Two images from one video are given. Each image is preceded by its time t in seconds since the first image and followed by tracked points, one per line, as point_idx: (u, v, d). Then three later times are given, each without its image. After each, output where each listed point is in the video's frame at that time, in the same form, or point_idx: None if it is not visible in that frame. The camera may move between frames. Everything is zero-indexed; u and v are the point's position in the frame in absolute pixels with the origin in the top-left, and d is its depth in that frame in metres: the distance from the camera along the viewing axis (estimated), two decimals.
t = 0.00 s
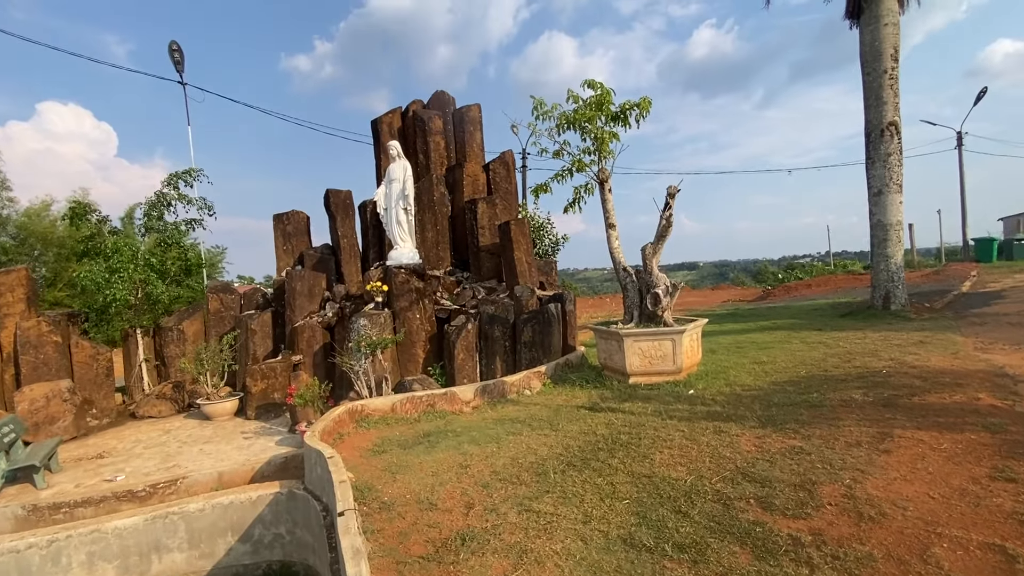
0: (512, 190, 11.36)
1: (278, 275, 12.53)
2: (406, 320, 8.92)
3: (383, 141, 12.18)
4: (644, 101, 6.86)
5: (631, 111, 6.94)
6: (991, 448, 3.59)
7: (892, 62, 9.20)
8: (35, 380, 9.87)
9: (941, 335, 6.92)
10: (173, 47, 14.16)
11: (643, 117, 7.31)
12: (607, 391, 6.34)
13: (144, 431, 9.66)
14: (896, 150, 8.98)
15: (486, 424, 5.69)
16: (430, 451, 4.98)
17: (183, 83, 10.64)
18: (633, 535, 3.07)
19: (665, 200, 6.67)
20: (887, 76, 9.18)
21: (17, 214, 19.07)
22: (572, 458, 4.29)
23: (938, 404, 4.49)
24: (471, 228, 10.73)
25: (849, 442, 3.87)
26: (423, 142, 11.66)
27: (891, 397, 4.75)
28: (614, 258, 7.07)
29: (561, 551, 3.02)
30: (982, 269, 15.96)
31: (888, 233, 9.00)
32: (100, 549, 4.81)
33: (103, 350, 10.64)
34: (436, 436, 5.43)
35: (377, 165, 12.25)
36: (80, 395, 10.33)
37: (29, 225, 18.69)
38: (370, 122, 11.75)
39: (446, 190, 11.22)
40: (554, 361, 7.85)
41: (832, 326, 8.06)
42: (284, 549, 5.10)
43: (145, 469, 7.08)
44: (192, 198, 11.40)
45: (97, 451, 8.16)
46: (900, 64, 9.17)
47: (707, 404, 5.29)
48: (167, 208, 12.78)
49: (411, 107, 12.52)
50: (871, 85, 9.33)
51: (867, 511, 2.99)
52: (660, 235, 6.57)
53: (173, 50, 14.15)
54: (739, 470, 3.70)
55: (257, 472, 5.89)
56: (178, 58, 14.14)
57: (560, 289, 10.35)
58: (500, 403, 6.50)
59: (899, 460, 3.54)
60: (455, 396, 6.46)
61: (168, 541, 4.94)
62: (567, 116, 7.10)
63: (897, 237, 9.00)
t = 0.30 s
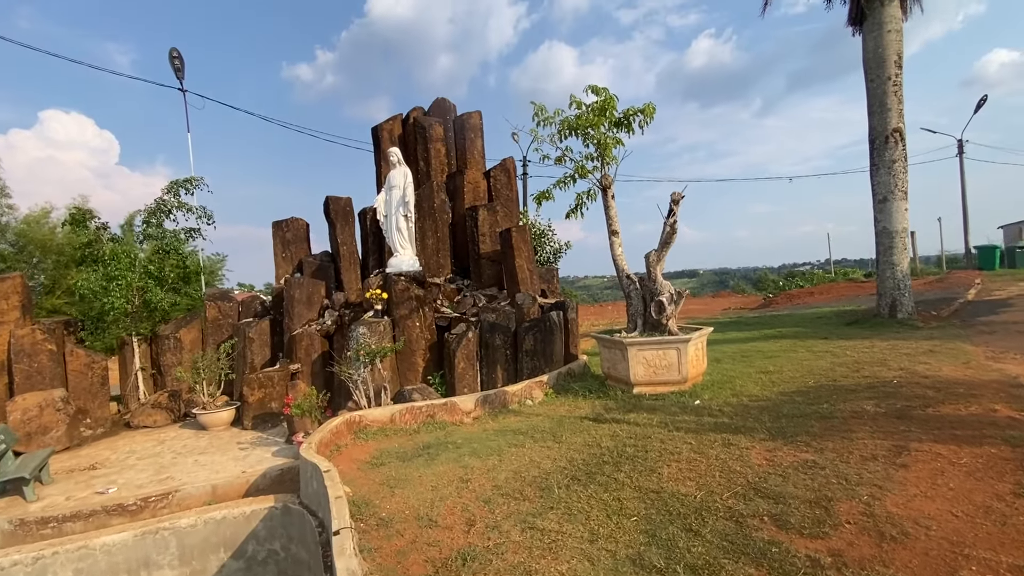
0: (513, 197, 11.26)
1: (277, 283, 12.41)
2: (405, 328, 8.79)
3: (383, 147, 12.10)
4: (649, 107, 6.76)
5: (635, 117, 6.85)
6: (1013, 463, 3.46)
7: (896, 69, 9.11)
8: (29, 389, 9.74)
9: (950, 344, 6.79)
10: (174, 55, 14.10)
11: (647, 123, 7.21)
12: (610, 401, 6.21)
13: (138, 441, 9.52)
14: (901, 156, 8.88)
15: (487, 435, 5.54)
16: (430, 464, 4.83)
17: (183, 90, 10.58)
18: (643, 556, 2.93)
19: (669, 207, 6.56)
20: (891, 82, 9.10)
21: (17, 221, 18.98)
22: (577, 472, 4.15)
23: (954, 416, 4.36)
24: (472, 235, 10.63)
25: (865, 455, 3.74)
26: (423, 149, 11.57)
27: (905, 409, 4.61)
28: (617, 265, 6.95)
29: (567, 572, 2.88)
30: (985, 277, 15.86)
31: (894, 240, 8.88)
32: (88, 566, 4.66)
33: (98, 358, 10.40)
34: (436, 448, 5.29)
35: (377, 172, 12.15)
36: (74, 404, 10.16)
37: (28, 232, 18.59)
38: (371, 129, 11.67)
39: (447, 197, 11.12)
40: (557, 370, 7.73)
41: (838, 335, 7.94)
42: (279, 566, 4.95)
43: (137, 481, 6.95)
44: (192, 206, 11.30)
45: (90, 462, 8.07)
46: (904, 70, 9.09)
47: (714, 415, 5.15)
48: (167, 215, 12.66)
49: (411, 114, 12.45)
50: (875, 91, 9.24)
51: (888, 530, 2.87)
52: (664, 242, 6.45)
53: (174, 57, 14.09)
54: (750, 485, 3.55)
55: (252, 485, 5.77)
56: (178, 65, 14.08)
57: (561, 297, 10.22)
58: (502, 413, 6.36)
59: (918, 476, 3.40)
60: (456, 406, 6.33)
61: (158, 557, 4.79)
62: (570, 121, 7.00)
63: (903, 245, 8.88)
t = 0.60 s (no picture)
0: (514, 205, 11.16)
1: (275, 292, 12.28)
2: (404, 338, 8.66)
3: (383, 156, 12.01)
4: (651, 113, 6.65)
5: (637, 123, 6.74)
6: None
7: (899, 77, 9.03)
8: (21, 399, 9.60)
9: (960, 354, 6.64)
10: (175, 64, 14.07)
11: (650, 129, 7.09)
12: (614, 413, 6.06)
13: (131, 453, 9.38)
14: (906, 164, 8.77)
15: (487, 448, 5.39)
16: (428, 479, 4.67)
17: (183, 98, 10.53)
18: None
19: (673, 214, 6.44)
20: (894, 90, 9.00)
21: (17, 230, 18.93)
22: (580, 488, 4.00)
23: (970, 429, 4.20)
24: (472, 244, 10.51)
25: (880, 471, 3.58)
26: (424, 157, 11.48)
27: (918, 422, 4.45)
28: (619, 274, 6.82)
29: None
30: (990, 286, 15.72)
31: (900, 248, 8.75)
32: None
33: (92, 368, 10.37)
34: (434, 462, 5.13)
35: (377, 181, 12.06)
36: (67, 415, 10.03)
37: (28, 241, 18.52)
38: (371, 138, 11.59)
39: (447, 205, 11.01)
40: (558, 381, 7.59)
41: (845, 345, 7.79)
42: None
43: (128, 495, 6.83)
44: (192, 215, 11.20)
45: (80, 474, 8.10)
46: (907, 78, 9.00)
47: (721, 428, 5.00)
48: (165, 223, 12.55)
49: (411, 123, 12.38)
50: (879, 99, 9.15)
51: (910, 554, 2.73)
52: (668, 250, 6.33)
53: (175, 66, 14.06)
54: (761, 502, 3.40)
55: (244, 500, 5.63)
56: (178, 74, 14.04)
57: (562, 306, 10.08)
58: (502, 425, 6.21)
59: (938, 493, 3.26)
60: (455, 418, 6.18)
61: None
62: (572, 128, 6.89)
63: (909, 253, 8.74)
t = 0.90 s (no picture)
0: (513, 215, 11.08)
1: (273, 303, 12.17)
2: (402, 349, 8.55)
3: (383, 166, 11.95)
4: (651, 121, 6.57)
5: (636, 131, 6.66)
6: None
7: (900, 85, 8.96)
8: (14, 412, 9.46)
9: (968, 365, 6.51)
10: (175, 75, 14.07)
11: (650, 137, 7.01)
12: (615, 426, 5.93)
13: (124, 466, 9.29)
14: (908, 173, 8.68)
15: (485, 463, 5.25)
16: (423, 495, 4.54)
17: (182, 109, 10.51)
18: None
19: (674, 223, 6.35)
20: (895, 99, 8.93)
21: (17, 241, 18.91)
22: (580, 505, 3.87)
23: (982, 442, 4.07)
24: (471, 254, 10.42)
25: (890, 486, 3.45)
26: (423, 167, 11.42)
27: (928, 435, 4.32)
28: (620, 283, 6.72)
29: None
30: (994, 295, 15.59)
31: (904, 257, 8.63)
32: None
33: (86, 380, 10.34)
34: (430, 477, 5.00)
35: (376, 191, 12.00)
36: (61, 428, 10.02)
37: (27, 251, 18.47)
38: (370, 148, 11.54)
39: (447, 215, 10.92)
40: (559, 393, 7.45)
41: (849, 355, 7.66)
42: None
43: (118, 510, 6.79)
44: (186, 223, 11.11)
45: (70, 489, 8.12)
46: (908, 87, 8.94)
47: (725, 441, 4.87)
48: (161, 233, 12.47)
49: (411, 133, 12.34)
50: (879, 107, 9.07)
51: None
52: (669, 259, 6.23)
53: (175, 77, 14.06)
54: (768, 519, 3.27)
55: (236, 516, 5.53)
56: (179, 85, 14.05)
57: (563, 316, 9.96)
58: (501, 438, 6.08)
59: (951, 509, 3.12)
60: (453, 431, 6.05)
61: None
62: (570, 137, 6.82)
63: (913, 262, 8.63)
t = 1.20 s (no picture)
0: (513, 224, 11.01)
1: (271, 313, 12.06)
2: (400, 358, 8.45)
3: (382, 175, 11.90)
4: (650, 128, 6.45)
5: (636, 139, 6.55)
6: None
7: (900, 93, 8.87)
8: (7, 424, 9.31)
9: (975, 374, 6.39)
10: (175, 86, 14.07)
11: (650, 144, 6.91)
12: (616, 437, 5.82)
13: (118, 480, 9.22)
14: (910, 180, 8.59)
15: (483, 476, 5.13)
16: (420, 510, 4.41)
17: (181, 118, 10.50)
18: None
19: (674, 230, 6.26)
20: (895, 106, 8.84)
21: (17, 251, 18.91)
22: (580, 520, 3.75)
23: (994, 454, 3.95)
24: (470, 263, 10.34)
25: (901, 500, 3.33)
26: (423, 176, 11.36)
27: (938, 446, 4.20)
28: (620, 292, 6.62)
29: None
30: (998, 304, 15.47)
31: (907, 265, 8.53)
32: None
33: (82, 391, 10.26)
34: (427, 490, 4.88)
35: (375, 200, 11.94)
36: (54, 439, 9.89)
37: (28, 262, 18.44)
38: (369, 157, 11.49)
39: (446, 224, 10.85)
40: (559, 403, 7.32)
41: (853, 364, 7.55)
42: None
43: (109, 525, 6.79)
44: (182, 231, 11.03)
45: (62, 503, 8.07)
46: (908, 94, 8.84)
47: (729, 453, 4.76)
48: (158, 242, 12.38)
49: (411, 142, 12.30)
50: (880, 115, 8.97)
51: None
52: (669, 266, 6.13)
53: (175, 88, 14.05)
54: (775, 535, 3.15)
55: (227, 531, 5.45)
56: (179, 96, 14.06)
57: (563, 325, 9.85)
58: (500, 450, 5.96)
59: (967, 524, 3.00)
60: (450, 443, 5.93)
61: None
62: (569, 144, 6.75)
63: (917, 269, 8.53)
